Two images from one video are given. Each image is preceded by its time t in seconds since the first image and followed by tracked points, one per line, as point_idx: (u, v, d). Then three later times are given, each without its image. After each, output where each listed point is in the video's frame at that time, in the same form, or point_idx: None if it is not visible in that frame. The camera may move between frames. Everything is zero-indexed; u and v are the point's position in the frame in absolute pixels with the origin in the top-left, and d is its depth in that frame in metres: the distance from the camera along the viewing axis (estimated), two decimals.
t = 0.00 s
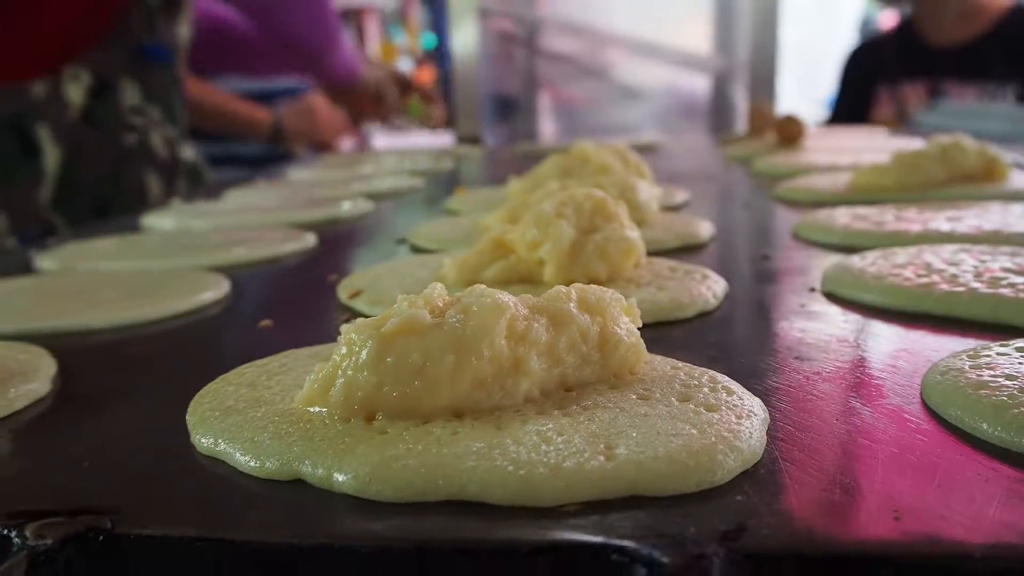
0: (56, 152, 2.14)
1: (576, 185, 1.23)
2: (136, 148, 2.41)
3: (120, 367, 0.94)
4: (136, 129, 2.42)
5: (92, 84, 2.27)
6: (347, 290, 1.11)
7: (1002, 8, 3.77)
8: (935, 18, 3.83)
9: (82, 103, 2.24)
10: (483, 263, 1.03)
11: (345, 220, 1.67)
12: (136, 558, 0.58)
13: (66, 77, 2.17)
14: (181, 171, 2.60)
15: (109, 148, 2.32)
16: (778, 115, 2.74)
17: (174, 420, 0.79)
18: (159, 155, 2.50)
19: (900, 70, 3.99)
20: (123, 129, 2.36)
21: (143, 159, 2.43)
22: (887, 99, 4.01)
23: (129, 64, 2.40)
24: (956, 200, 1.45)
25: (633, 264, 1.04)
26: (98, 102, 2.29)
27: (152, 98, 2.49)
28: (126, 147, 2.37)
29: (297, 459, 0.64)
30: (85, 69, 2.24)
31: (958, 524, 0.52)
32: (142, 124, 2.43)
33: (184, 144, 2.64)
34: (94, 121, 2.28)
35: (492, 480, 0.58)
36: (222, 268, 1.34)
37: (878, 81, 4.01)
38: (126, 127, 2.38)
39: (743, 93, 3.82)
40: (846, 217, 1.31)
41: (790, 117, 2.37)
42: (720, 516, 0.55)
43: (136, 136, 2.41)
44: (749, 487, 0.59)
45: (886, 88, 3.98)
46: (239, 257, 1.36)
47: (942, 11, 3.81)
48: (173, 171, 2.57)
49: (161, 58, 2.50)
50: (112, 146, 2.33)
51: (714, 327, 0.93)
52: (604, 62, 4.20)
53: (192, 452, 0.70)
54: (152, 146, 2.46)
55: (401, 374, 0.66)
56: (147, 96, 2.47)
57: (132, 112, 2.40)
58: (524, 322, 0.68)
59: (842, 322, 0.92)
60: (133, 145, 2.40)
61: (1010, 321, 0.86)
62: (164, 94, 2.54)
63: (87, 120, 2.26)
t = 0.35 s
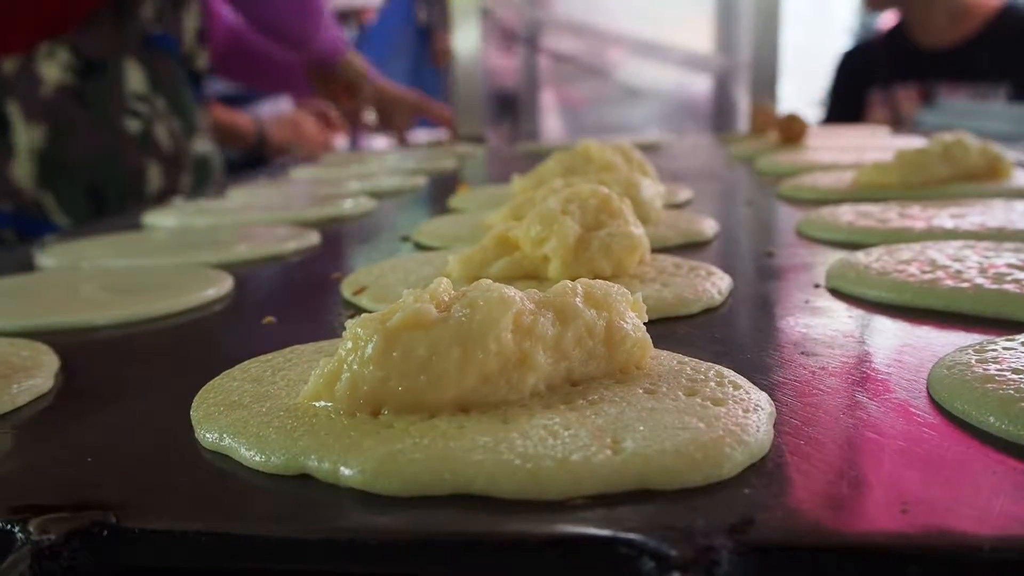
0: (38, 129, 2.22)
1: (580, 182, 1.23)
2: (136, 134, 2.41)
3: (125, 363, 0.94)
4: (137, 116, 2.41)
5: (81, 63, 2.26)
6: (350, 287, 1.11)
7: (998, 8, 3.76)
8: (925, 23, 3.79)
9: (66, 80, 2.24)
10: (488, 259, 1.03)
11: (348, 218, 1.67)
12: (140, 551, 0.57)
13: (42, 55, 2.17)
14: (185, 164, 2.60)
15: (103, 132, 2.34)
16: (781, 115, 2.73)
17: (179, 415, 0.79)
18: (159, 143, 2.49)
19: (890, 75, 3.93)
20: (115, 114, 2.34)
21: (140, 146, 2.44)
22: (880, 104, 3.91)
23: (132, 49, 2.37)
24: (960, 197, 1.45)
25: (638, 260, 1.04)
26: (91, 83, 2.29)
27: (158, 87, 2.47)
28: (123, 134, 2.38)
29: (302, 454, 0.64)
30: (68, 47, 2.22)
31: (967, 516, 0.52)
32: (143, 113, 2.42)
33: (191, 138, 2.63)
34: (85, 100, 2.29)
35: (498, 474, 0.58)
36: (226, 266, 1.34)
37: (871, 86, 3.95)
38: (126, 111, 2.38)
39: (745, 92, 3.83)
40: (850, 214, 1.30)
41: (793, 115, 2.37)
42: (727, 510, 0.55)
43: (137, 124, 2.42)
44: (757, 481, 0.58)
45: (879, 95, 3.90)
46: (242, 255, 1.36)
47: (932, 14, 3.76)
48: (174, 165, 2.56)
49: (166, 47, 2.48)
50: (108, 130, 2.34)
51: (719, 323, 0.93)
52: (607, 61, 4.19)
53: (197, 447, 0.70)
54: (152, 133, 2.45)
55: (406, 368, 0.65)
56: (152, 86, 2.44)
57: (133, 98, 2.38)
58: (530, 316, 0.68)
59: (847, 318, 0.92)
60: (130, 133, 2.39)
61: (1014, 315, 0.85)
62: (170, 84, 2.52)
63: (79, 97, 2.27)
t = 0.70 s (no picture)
0: None
1: (586, 179, 1.23)
2: (92, 134, 2.55)
3: (135, 359, 0.94)
4: (94, 114, 2.55)
5: (26, 62, 2.34)
6: (357, 283, 1.12)
7: (989, 8, 3.76)
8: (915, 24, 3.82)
9: (9, 82, 2.30)
10: (496, 255, 1.03)
11: (349, 214, 1.68)
12: (157, 545, 0.57)
13: None
14: (149, 162, 2.79)
15: (56, 133, 2.42)
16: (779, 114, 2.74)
17: (192, 411, 0.79)
18: (117, 146, 2.65)
19: (881, 75, 3.94)
20: (73, 112, 2.46)
21: (99, 147, 2.57)
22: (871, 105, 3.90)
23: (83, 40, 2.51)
24: (961, 196, 1.45)
25: (644, 256, 1.05)
26: (39, 84, 2.38)
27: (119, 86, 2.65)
28: (82, 134, 2.50)
29: (317, 449, 0.64)
30: (10, 45, 2.30)
31: (980, 508, 0.52)
32: (101, 112, 2.57)
33: (154, 133, 2.82)
34: (34, 103, 2.37)
35: (514, 468, 0.58)
36: (231, 264, 1.34)
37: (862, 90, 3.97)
38: (82, 110, 2.50)
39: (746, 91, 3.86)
40: (854, 212, 1.31)
41: (792, 114, 2.37)
42: (743, 503, 0.55)
43: (95, 124, 2.56)
44: (771, 474, 0.59)
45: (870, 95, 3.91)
46: (247, 252, 1.36)
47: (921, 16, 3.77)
48: (136, 160, 2.74)
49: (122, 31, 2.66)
50: (65, 132, 2.44)
51: (725, 319, 0.94)
52: (606, 62, 4.12)
53: (210, 442, 0.70)
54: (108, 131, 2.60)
55: (420, 363, 0.66)
56: (112, 83, 2.63)
57: (89, 95, 2.52)
58: (542, 312, 0.68)
59: (852, 314, 0.92)
60: (86, 133, 2.52)
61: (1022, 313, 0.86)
62: (130, 75, 2.71)
63: (26, 99, 2.34)
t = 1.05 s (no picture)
0: None
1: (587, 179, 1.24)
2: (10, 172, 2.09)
3: (140, 358, 0.95)
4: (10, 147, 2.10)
5: None
6: (361, 284, 1.12)
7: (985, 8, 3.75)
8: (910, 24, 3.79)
9: None
10: (499, 255, 1.04)
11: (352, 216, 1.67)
12: (167, 540, 0.58)
13: None
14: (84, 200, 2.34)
15: None
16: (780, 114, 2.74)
17: (199, 408, 0.79)
18: (41, 182, 2.19)
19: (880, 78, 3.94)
20: None
21: (22, 184, 2.12)
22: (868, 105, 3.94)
23: None
24: (961, 195, 1.46)
25: (647, 256, 1.05)
26: None
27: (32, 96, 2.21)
28: None
29: (324, 446, 0.64)
30: None
31: (984, 505, 0.53)
32: (21, 142, 2.13)
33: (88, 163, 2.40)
34: None
35: (520, 464, 0.59)
36: (234, 264, 1.34)
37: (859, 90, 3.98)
38: None
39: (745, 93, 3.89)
40: (855, 212, 1.32)
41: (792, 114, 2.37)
42: (747, 499, 0.56)
43: (13, 157, 2.11)
44: (775, 470, 0.59)
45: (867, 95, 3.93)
46: (251, 253, 1.36)
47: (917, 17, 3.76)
48: (65, 202, 2.27)
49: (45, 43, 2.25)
50: None
51: (727, 318, 0.94)
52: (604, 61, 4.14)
53: (217, 439, 0.71)
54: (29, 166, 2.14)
55: (426, 361, 0.66)
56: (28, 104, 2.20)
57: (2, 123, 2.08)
58: (547, 310, 0.69)
59: (854, 314, 0.93)
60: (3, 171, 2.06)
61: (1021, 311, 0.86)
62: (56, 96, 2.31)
63: None
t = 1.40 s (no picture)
0: None
1: (587, 185, 1.24)
2: None
3: (138, 365, 0.95)
4: None
5: None
6: (359, 289, 1.12)
7: (984, 12, 3.75)
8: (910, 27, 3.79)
9: None
10: (496, 263, 1.03)
11: (350, 220, 1.68)
12: (164, 553, 0.58)
13: None
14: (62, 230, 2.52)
15: None
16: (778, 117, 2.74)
17: (197, 416, 0.79)
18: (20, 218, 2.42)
19: (879, 81, 3.96)
20: None
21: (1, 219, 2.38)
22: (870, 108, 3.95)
23: None
24: (960, 201, 1.46)
25: (646, 263, 1.05)
26: None
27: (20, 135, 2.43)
28: None
29: (322, 456, 0.64)
30: None
31: (981, 517, 0.53)
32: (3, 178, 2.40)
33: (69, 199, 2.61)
34: None
35: (518, 476, 0.59)
36: (233, 269, 1.34)
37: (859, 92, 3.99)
38: None
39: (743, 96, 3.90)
40: (853, 217, 1.32)
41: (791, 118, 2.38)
42: (745, 511, 0.56)
43: None
44: (773, 483, 0.59)
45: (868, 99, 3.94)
46: (249, 258, 1.36)
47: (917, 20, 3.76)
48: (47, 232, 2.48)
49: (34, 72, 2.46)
50: None
51: (725, 326, 0.94)
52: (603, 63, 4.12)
53: (215, 449, 0.71)
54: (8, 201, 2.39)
55: (424, 371, 0.66)
56: (13, 139, 2.42)
57: None
58: (546, 320, 0.69)
59: (852, 321, 0.93)
60: None
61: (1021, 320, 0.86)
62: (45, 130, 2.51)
63: None
